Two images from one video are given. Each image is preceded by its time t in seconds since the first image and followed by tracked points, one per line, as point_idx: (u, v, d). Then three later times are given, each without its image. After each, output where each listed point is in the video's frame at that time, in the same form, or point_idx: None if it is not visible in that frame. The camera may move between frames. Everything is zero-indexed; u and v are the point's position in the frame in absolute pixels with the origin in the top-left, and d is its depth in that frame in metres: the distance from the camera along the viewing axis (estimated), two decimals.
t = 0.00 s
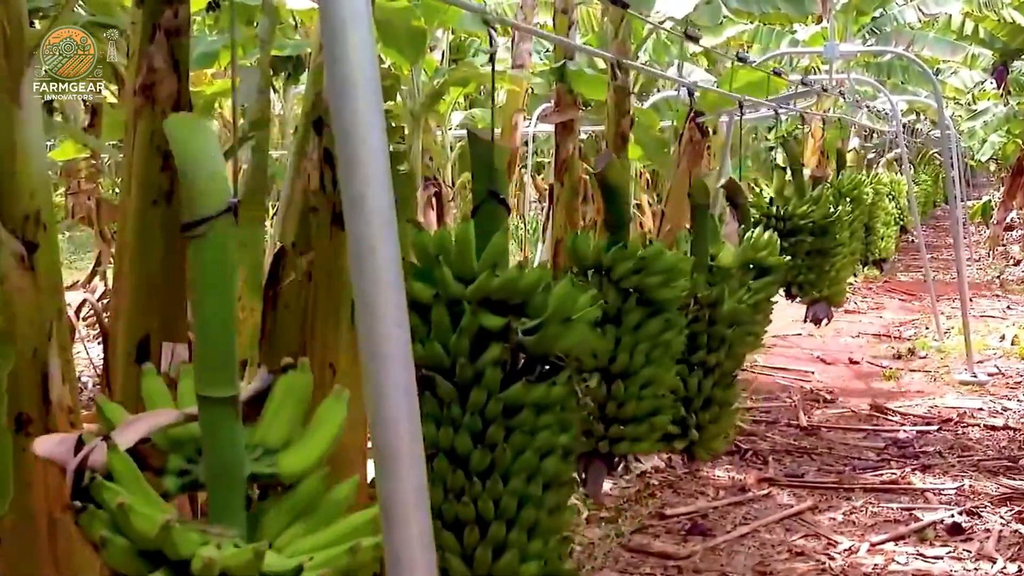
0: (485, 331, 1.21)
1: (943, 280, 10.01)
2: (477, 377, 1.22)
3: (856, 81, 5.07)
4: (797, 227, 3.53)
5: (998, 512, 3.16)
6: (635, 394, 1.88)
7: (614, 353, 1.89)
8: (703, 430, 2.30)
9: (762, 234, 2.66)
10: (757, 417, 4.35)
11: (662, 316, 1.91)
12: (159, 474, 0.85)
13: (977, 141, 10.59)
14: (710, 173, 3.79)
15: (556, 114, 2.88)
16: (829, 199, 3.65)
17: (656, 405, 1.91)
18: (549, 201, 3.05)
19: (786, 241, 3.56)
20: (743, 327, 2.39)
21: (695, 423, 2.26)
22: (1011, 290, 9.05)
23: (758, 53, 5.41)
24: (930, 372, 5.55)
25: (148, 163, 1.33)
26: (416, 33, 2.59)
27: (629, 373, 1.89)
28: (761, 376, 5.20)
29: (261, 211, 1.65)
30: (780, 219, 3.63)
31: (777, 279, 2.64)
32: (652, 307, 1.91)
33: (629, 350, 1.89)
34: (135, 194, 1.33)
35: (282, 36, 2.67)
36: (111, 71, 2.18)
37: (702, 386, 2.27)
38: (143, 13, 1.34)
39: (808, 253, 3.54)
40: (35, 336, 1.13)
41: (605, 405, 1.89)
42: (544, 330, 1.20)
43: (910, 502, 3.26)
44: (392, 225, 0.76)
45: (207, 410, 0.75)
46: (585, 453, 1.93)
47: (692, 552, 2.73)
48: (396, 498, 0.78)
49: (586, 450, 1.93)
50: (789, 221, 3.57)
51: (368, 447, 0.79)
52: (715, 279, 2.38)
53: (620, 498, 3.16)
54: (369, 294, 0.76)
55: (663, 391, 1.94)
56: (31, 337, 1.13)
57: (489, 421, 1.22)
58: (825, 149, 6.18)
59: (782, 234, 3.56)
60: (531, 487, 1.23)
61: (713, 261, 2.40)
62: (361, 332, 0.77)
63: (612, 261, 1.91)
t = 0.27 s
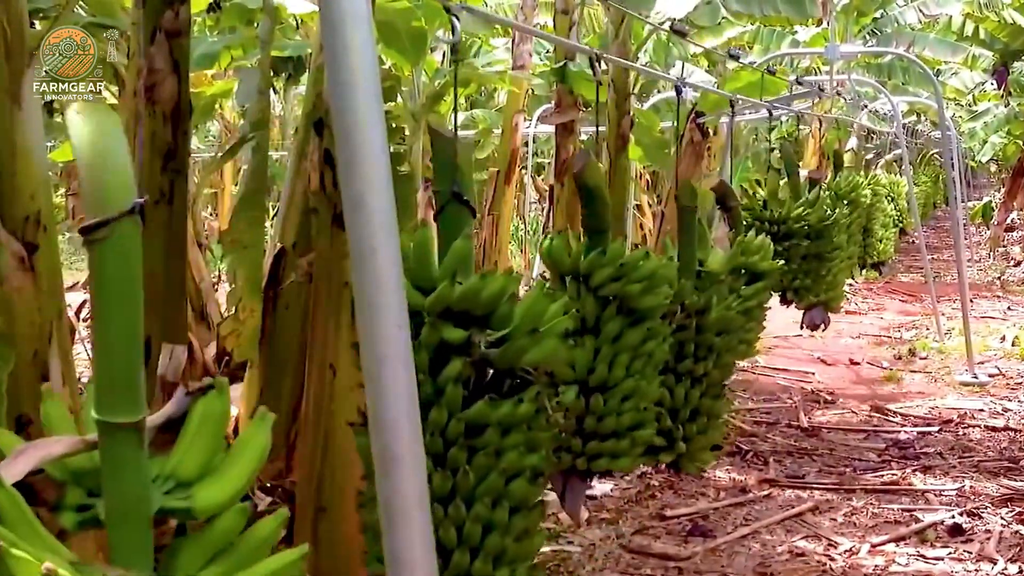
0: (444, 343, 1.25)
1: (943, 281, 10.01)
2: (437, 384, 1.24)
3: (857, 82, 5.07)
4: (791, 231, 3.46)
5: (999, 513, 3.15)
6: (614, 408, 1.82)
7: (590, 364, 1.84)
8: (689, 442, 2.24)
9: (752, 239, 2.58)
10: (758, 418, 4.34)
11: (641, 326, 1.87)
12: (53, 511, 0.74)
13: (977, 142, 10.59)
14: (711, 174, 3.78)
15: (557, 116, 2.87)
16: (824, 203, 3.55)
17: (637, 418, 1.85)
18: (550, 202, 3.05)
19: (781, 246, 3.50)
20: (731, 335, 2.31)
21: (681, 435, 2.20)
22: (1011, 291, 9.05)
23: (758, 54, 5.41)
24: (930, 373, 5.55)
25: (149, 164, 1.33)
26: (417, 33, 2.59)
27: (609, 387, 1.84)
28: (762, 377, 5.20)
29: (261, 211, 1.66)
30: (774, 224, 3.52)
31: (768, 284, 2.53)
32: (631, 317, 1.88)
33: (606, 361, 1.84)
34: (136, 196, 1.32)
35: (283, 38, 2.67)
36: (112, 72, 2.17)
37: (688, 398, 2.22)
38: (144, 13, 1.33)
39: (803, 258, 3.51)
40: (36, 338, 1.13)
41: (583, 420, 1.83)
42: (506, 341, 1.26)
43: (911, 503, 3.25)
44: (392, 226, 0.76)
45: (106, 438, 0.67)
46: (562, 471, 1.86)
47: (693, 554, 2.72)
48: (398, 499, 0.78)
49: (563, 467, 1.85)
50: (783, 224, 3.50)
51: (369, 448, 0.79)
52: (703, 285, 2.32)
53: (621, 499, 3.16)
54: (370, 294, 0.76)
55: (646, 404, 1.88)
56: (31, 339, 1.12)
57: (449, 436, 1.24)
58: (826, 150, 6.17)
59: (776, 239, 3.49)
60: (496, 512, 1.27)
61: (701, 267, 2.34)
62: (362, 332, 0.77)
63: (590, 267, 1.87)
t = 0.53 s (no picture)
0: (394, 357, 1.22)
1: (944, 282, 10.01)
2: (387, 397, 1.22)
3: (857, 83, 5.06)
4: (786, 234, 3.43)
5: (999, 514, 3.15)
6: (594, 421, 1.79)
7: (567, 377, 1.80)
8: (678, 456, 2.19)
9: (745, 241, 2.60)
10: (759, 419, 4.34)
11: (619, 335, 1.86)
12: None
13: (978, 142, 10.59)
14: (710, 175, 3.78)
15: (558, 117, 2.87)
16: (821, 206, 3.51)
17: (616, 433, 1.82)
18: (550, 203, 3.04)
19: (775, 249, 3.46)
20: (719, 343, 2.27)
21: (668, 448, 2.15)
22: (1011, 292, 9.04)
23: (759, 55, 5.41)
24: (931, 374, 5.54)
25: (149, 164, 1.33)
26: (417, 34, 2.59)
27: (589, 400, 1.80)
28: (762, 378, 5.20)
29: (261, 211, 1.66)
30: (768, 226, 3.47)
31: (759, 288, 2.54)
32: (609, 324, 1.87)
33: (584, 373, 1.80)
34: (136, 196, 1.32)
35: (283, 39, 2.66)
36: (112, 73, 2.17)
37: (676, 407, 2.16)
38: (144, 14, 1.33)
39: (797, 261, 3.47)
40: (37, 340, 1.13)
41: (560, 435, 1.79)
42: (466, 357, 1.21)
43: (912, 505, 3.24)
44: (392, 226, 0.75)
45: None
46: (539, 487, 1.81)
47: (694, 555, 2.72)
48: (399, 500, 0.78)
49: (539, 484, 1.80)
50: (777, 227, 3.46)
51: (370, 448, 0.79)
52: (691, 291, 2.27)
53: (622, 500, 3.16)
54: (370, 294, 0.75)
55: (624, 417, 1.85)
56: (32, 341, 1.12)
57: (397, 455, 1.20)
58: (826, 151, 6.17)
59: (769, 241, 3.46)
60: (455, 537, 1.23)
61: (689, 272, 2.30)
62: (362, 333, 0.76)
63: (566, 272, 1.81)
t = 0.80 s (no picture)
0: (342, 372, 1.16)
1: (946, 283, 10.00)
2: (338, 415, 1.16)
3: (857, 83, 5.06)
4: (779, 238, 3.41)
5: (1000, 515, 3.14)
6: (568, 437, 1.76)
7: (541, 390, 1.76)
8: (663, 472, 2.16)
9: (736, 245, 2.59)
10: (759, 420, 4.34)
11: (596, 345, 1.82)
12: None
13: (979, 143, 10.58)
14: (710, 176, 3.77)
15: (558, 118, 2.87)
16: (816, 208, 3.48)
17: (591, 450, 1.80)
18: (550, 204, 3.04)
19: (768, 253, 3.44)
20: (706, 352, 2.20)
21: (652, 463, 2.12)
22: (1013, 293, 9.03)
23: (759, 55, 5.40)
24: (931, 375, 5.53)
25: (150, 165, 1.32)
26: (417, 34, 2.59)
27: (564, 415, 1.77)
28: (763, 379, 5.19)
29: (260, 212, 1.67)
30: (761, 230, 3.45)
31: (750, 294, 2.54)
32: (586, 334, 1.82)
33: (558, 385, 1.76)
34: (136, 196, 1.32)
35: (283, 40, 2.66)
36: (112, 74, 2.17)
37: (659, 420, 2.13)
38: (144, 14, 1.33)
39: (792, 266, 3.46)
40: (37, 341, 1.10)
41: (532, 451, 1.77)
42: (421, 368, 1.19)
43: (912, 506, 3.24)
44: (392, 226, 0.75)
45: None
46: (511, 504, 1.80)
47: (694, 556, 2.72)
48: (399, 501, 0.77)
49: (511, 502, 1.79)
50: (770, 230, 3.45)
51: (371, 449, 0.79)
52: (677, 296, 2.20)
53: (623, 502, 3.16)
54: (371, 295, 0.75)
55: (602, 432, 1.82)
56: (32, 342, 1.10)
57: (351, 482, 1.14)
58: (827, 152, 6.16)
59: (762, 245, 3.44)
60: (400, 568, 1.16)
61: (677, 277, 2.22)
62: (363, 334, 0.76)
63: (538, 279, 1.78)
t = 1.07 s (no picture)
0: (274, 392, 1.03)
1: (947, 283, 9.99)
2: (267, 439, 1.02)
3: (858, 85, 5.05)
4: (773, 241, 3.35)
5: (1001, 516, 3.14)
6: (538, 455, 1.66)
7: (509, 405, 1.67)
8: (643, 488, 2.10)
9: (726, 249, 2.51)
10: (760, 421, 4.34)
11: (570, 356, 1.71)
12: None
13: (980, 144, 10.57)
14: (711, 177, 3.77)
15: (559, 119, 2.87)
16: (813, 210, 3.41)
17: (563, 468, 1.70)
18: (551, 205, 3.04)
19: (762, 257, 3.36)
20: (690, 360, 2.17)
21: (636, 478, 2.08)
22: (1014, 294, 9.03)
23: (760, 57, 5.41)
24: (932, 376, 5.53)
25: (150, 167, 1.32)
26: (418, 35, 2.59)
27: (533, 433, 1.68)
28: (764, 380, 5.19)
29: (262, 212, 1.66)
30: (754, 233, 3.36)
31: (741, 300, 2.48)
32: (559, 344, 1.71)
33: (527, 399, 1.66)
34: (137, 197, 1.31)
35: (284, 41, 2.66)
36: (113, 76, 2.17)
37: (643, 433, 2.10)
38: (145, 15, 1.33)
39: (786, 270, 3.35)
40: (37, 341, 1.10)
41: (500, 470, 1.66)
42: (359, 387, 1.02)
43: (914, 507, 3.24)
44: (393, 227, 0.75)
45: None
46: (479, 527, 1.70)
47: (696, 557, 2.71)
48: (400, 502, 0.77)
49: (479, 523, 1.70)
50: (764, 233, 3.38)
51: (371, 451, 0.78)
52: (662, 303, 2.21)
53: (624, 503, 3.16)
54: (372, 297, 0.75)
55: (575, 450, 1.72)
56: (32, 343, 1.09)
57: (281, 514, 1.02)
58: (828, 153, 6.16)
59: (756, 248, 3.37)
60: None
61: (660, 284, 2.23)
62: (363, 335, 0.76)
63: (506, 285, 1.66)
